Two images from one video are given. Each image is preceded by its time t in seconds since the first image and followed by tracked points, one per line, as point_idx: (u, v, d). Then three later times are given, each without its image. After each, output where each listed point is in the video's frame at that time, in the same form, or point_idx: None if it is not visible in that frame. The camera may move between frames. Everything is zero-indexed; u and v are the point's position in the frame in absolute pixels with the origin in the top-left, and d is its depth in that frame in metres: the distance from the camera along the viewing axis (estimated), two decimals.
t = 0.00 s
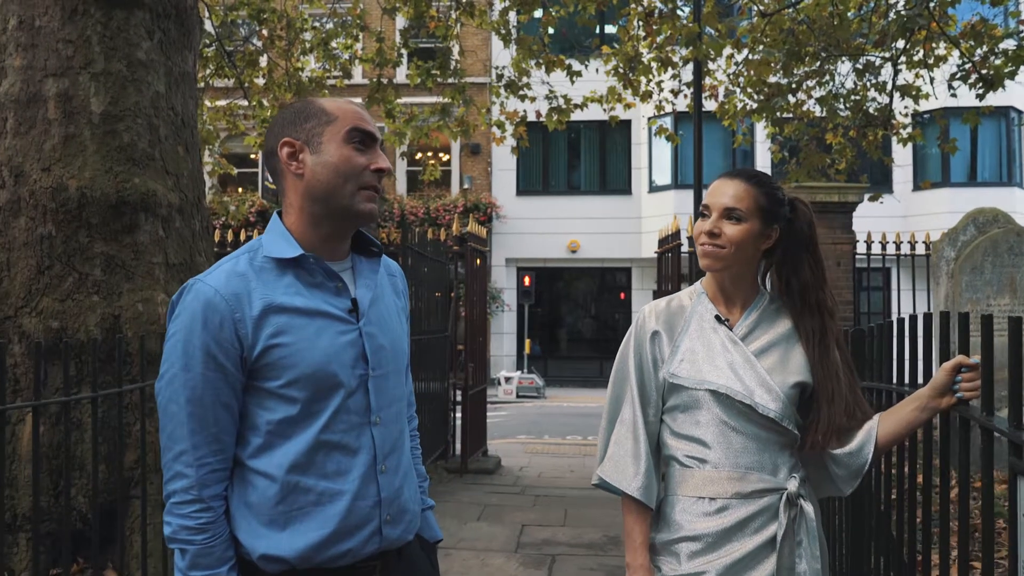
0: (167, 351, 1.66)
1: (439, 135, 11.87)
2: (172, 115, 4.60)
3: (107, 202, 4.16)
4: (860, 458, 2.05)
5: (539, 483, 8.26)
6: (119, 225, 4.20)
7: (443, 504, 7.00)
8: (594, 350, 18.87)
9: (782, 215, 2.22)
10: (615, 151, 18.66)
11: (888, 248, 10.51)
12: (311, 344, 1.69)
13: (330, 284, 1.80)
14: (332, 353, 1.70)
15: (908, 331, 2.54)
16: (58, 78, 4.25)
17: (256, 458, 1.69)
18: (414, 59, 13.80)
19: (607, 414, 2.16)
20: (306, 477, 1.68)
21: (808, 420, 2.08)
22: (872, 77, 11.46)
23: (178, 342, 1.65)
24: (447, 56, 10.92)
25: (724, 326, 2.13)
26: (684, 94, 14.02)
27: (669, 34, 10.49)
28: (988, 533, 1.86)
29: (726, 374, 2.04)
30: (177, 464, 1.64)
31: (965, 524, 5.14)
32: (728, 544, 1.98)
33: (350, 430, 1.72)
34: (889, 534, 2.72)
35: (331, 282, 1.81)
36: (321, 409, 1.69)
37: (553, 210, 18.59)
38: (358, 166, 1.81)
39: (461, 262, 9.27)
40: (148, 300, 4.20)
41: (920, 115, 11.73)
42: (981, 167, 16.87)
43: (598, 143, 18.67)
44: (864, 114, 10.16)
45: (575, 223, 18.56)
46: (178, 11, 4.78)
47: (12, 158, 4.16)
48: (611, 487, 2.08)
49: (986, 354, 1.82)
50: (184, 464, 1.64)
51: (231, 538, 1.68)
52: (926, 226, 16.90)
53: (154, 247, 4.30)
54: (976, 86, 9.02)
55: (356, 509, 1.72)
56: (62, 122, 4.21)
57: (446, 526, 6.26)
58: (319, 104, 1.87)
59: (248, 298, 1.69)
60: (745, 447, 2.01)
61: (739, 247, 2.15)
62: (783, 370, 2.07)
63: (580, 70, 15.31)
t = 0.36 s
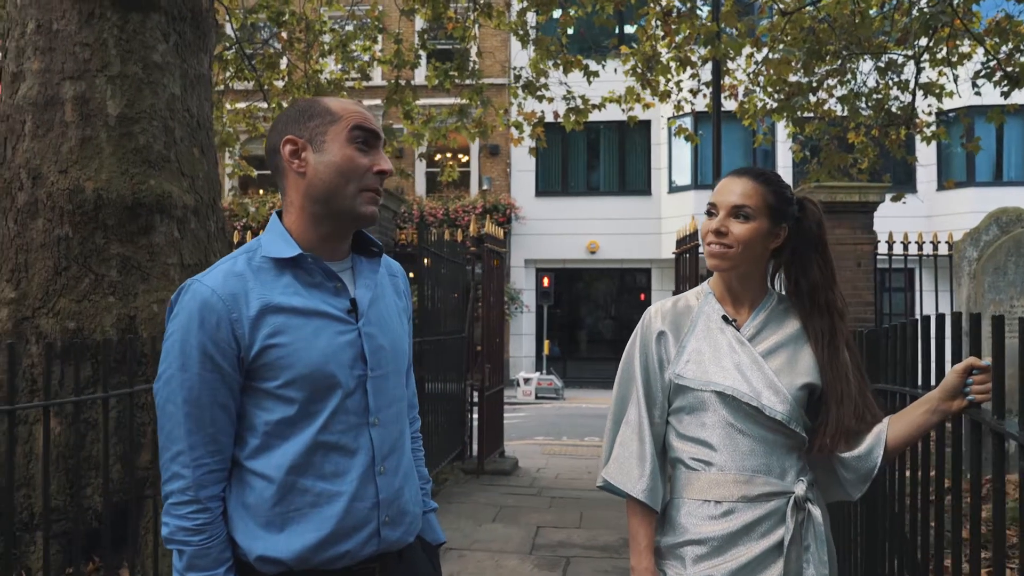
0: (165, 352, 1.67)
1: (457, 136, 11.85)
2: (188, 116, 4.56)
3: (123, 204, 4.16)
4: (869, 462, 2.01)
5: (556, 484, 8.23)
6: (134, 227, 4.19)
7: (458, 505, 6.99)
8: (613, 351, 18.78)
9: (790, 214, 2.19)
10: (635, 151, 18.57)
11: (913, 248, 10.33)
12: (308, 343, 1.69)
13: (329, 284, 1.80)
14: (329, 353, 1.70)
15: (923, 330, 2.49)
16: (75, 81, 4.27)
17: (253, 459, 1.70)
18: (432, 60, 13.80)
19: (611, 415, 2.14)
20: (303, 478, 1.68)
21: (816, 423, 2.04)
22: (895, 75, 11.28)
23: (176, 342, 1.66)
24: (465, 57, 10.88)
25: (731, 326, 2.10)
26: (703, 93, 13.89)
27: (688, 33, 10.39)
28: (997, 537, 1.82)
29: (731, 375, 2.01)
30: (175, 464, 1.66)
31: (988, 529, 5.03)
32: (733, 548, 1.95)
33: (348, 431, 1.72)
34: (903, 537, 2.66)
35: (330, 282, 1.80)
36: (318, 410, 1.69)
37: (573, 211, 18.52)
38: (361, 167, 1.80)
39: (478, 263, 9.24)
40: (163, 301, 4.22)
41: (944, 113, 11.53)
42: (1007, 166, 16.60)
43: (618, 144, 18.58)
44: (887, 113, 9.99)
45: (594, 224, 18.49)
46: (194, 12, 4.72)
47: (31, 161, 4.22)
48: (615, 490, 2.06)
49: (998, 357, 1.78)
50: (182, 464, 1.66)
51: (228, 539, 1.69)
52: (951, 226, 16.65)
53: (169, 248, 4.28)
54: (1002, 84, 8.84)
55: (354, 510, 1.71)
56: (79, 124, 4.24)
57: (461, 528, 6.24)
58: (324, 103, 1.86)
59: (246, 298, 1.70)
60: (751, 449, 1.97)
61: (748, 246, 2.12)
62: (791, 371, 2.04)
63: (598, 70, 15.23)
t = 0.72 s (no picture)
0: (164, 352, 1.67)
1: (474, 137, 11.82)
2: (202, 118, 4.58)
3: (138, 205, 4.18)
4: (879, 466, 1.98)
5: (571, 485, 8.19)
6: (149, 228, 4.21)
7: (472, 505, 6.98)
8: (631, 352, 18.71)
9: (798, 214, 2.15)
10: (652, 151, 18.48)
11: (935, 247, 10.18)
12: (305, 344, 1.68)
13: (328, 285, 1.79)
14: (327, 354, 1.69)
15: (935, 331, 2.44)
16: (91, 83, 4.29)
17: (251, 459, 1.69)
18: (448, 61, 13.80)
19: (618, 417, 2.11)
20: (300, 479, 1.68)
21: (826, 426, 2.01)
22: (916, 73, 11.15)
23: (175, 342, 1.66)
24: (481, 57, 10.86)
25: (738, 327, 2.06)
26: (720, 92, 13.79)
27: (705, 32, 10.31)
28: (1010, 543, 1.78)
29: (739, 377, 1.98)
30: (173, 464, 1.65)
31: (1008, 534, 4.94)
32: (740, 553, 1.92)
33: (346, 432, 1.71)
34: (915, 541, 2.62)
35: (328, 283, 1.80)
36: (315, 411, 1.68)
37: (590, 211, 18.46)
38: (344, 171, 1.78)
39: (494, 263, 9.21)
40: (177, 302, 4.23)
41: (966, 111, 11.37)
42: None
43: (635, 144, 18.50)
44: (907, 112, 9.86)
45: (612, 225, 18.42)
46: (209, 15, 4.74)
47: (47, 164, 4.25)
48: (621, 494, 2.02)
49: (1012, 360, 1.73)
50: (179, 464, 1.66)
51: (226, 540, 1.68)
52: (974, 225, 16.44)
53: (184, 249, 4.30)
54: None
55: (351, 513, 1.70)
56: (94, 126, 4.26)
57: (475, 528, 6.23)
58: (313, 104, 1.85)
59: (243, 298, 1.70)
60: (760, 453, 1.94)
61: (755, 246, 2.08)
62: (799, 374, 2.00)
63: (615, 70, 15.18)
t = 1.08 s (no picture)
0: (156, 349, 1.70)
1: (486, 137, 11.79)
2: (211, 118, 4.57)
3: (147, 205, 4.19)
4: (887, 469, 1.96)
5: (582, 485, 8.16)
6: (158, 228, 4.22)
7: (481, 505, 6.97)
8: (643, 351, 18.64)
9: (805, 212, 2.11)
10: (665, 150, 18.41)
11: (951, 246, 10.05)
12: (291, 344, 1.68)
13: (321, 285, 1.79)
14: (313, 355, 1.69)
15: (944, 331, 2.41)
16: (101, 83, 4.30)
17: (239, 459, 1.70)
18: (460, 61, 13.77)
19: (620, 420, 2.09)
20: (286, 480, 1.67)
21: (832, 428, 1.98)
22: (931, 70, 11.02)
23: (165, 340, 1.69)
24: (492, 56, 10.82)
25: (743, 328, 2.03)
26: (732, 91, 13.66)
27: (718, 30, 10.23)
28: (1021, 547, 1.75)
29: (743, 379, 1.95)
30: (164, 461, 1.68)
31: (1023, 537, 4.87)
32: (744, 557, 1.89)
33: (333, 434, 1.70)
34: (927, 544, 2.58)
35: (322, 283, 1.80)
36: (300, 412, 1.68)
37: (602, 211, 18.41)
38: (331, 171, 1.78)
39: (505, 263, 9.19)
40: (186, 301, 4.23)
41: (984, 109, 11.23)
42: None
43: (647, 142, 18.43)
44: (922, 109, 9.75)
45: (624, 224, 18.37)
46: (218, 16, 4.72)
47: (58, 164, 4.27)
48: (622, 496, 2.00)
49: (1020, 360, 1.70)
50: (169, 461, 1.68)
51: (214, 537, 1.70)
52: (990, 224, 16.28)
53: (192, 249, 4.30)
54: None
55: (337, 517, 1.69)
56: (104, 126, 4.27)
57: (484, 528, 6.22)
58: (308, 105, 1.85)
59: (231, 298, 1.71)
60: (763, 456, 1.91)
61: (762, 245, 2.05)
62: (806, 375, 1.97)
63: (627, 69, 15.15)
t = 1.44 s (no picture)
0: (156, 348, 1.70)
1: (490, 136, 11.74)
2: (213, 118, 4.54)
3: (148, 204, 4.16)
4: (890, 472, 1.93)
5: (586, 486, 8.13)
6: (160, 227, 4.18)
7: (485, 505, 6.94)
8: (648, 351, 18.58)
9: (808, 210, 2.08)
10: (671, 149, 18.35)
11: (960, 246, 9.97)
12: (286, 342, 1.67)
13: (318, 284, 1.78)
14: (309, 353, 1.67)
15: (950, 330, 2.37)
16: (103, 83, 4.28)
17: (238, 458, 1.69)
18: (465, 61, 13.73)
19: (621, 420, 2.06)
20: (283, 480, 1.66)
21: (835, 430, 1.96)
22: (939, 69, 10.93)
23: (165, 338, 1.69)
24: (497, 56, 10.78)
25: (745, 328, 2.01)
26: (737, 90, 13.58)
27: (724, 28, 10.15)
28: None
29: (744, 379, 1.92)
30: (163, 460, 1.68)
31: None
32: (746, 560, 1.86)
33: (331, 433, 1.68)
34: (932, 547, 2.54)
35: (319, 282, 1.78)
36: (295, 410, 1.67)
37: (608, 210, 18.36)
38: (331, 172, 1.77)
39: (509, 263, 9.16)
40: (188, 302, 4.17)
41: (992, 107, 11.13)
42: None
43: (653, 142, 18.38)
44: (930, 108, 9.67)
45: (630, 224, 18.32)
46: (222, 15, 4.69)
47: (60, 163, 4.24)
48: (621, 498, 1.98)
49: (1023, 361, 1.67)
50: (168, 460, 1.68)
51: (213, 535, 1.70)
52: (999, 223, 16.18)
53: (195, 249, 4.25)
54: None
55: (335, 517, 1.67)
56: (106, 126, 4.24)
57: (488, 529, 6.20)
58: (311, 105, 1.85)
59: (227, 296, 1.70)
60: (765, 458, 1.88)
61: (763, 245, 2.02)
62: (808, 377, 1.95)
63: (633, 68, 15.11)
